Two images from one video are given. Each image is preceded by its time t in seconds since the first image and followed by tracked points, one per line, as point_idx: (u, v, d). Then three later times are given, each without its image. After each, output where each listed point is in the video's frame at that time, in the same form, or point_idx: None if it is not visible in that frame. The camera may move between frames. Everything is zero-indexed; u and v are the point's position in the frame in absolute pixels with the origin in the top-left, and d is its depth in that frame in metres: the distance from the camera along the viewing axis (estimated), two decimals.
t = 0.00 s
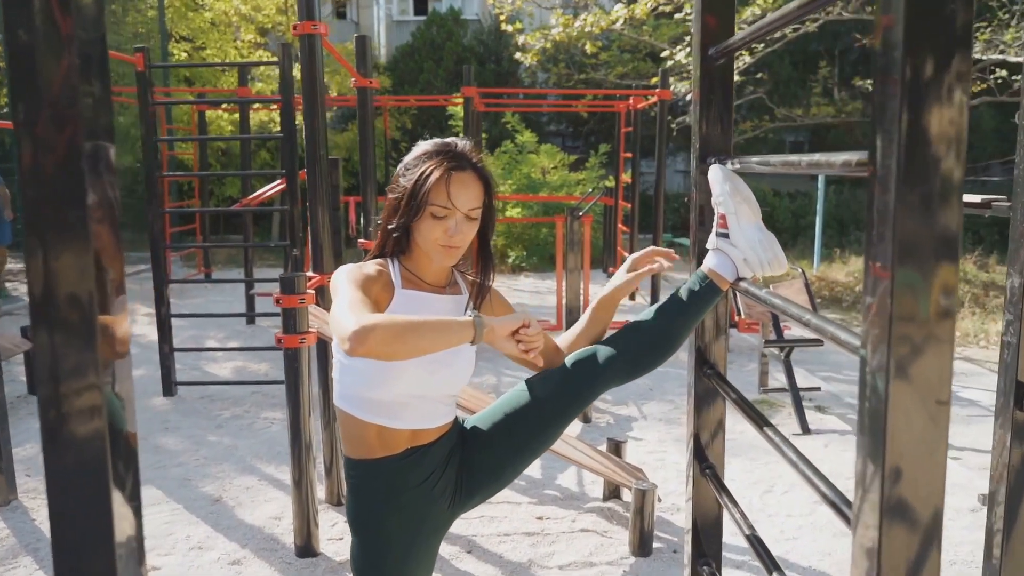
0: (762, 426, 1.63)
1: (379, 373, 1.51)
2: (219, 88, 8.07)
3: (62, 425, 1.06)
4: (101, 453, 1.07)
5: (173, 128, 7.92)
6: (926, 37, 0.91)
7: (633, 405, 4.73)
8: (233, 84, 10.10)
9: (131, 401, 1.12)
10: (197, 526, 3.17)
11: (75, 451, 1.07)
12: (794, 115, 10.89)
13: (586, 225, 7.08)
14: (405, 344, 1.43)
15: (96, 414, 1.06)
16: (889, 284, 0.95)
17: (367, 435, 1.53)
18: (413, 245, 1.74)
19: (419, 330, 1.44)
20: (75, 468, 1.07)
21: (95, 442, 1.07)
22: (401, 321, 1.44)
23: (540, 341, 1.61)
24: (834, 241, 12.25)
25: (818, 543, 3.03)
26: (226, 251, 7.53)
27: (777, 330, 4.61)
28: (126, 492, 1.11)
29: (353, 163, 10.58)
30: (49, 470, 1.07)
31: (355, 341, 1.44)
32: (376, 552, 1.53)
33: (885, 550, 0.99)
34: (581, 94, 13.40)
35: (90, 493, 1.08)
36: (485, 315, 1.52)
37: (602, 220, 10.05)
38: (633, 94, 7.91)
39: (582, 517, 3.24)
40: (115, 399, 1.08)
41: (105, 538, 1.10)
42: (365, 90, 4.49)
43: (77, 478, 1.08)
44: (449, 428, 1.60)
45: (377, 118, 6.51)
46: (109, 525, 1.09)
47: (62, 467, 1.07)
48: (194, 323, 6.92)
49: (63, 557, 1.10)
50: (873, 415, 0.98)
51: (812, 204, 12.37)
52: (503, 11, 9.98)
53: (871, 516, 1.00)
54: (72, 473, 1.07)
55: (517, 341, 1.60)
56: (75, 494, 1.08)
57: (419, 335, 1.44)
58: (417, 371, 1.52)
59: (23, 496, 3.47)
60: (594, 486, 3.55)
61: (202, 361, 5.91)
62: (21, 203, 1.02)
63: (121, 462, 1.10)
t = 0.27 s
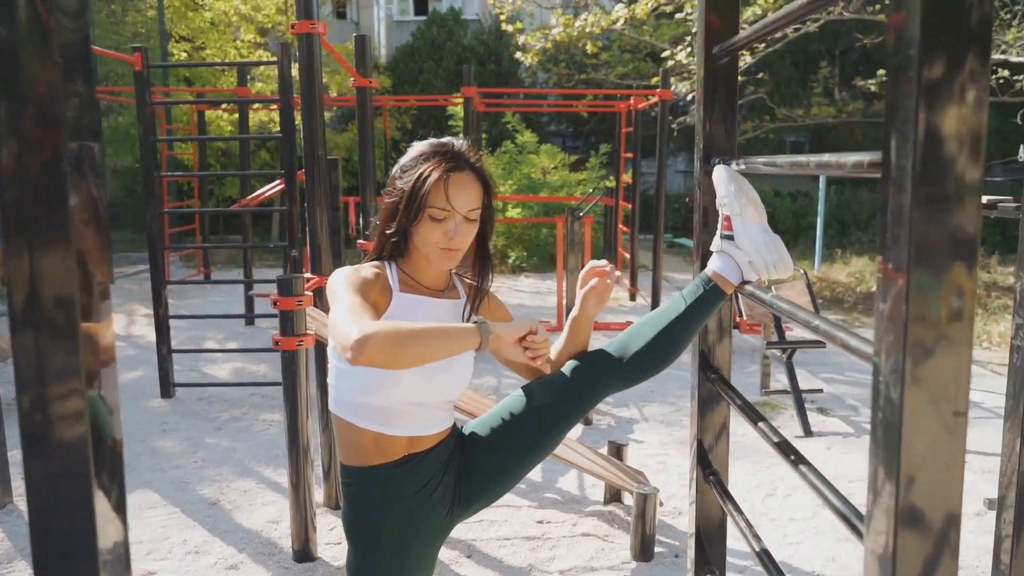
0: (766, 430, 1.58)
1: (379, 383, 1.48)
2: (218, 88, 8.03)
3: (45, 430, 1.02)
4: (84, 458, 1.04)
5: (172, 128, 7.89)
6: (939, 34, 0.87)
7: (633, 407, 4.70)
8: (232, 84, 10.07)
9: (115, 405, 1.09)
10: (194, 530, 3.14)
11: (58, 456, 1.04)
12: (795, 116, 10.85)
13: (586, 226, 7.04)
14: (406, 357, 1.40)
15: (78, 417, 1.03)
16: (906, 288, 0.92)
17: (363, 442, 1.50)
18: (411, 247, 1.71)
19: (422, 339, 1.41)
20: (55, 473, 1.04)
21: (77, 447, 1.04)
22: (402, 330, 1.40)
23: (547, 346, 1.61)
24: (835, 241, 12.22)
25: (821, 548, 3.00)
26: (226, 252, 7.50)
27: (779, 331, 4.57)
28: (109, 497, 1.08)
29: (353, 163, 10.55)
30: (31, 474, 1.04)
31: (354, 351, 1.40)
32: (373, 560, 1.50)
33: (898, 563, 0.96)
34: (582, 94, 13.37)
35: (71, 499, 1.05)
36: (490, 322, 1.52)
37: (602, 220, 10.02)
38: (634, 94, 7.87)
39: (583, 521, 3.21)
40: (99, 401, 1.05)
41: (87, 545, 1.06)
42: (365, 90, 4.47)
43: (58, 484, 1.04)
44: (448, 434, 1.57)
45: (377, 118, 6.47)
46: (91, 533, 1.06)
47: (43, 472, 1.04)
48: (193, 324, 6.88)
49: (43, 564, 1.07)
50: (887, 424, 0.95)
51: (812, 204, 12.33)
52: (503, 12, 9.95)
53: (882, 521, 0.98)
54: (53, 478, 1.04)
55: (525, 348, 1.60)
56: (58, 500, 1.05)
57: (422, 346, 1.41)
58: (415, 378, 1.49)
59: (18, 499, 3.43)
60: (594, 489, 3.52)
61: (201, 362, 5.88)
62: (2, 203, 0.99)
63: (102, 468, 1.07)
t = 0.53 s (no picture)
0: (772, 437, 1.53)
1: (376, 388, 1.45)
2: (217, 88, 7.99)
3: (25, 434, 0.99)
4: (66, 464, 1.01)
5: (171, 128, 7.86)
6: (955, 30, 0.84)
7: (634, 409, 4.67)
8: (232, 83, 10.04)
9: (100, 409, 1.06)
10: (191, 534, 3.10)
11: (37, 460, 1.00)
12: (796, 116, 10.81)
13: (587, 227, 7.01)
14: (412, 365, 1.36)
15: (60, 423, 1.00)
16: (924, 292, 0.88)
17: (359, 449, 1.47)
18: (409, 250, 1.68)
19: (430, 347, 1.37)
20: (36, 478, 1.00)
21: (57, 452, 1.00)
22: (409, 336, 1.36)
23: (555, 351, 1.62)
24: (836, 242, 12.18)
25: (825, 553, 2.97)
26: (225, 252, 7.47)
27: (781, 333, 4.54)
28: (94, 504, 1.05)
29: (353, 163, 10.52)
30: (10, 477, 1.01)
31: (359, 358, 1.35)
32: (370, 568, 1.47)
33: None
34: (582, 94, 13.33)
35: (51, 507, 1.02)
36: (497, 326, 1.49)
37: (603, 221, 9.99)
38: (635, 94, 7.83)
39: (583, 525, 3.18)
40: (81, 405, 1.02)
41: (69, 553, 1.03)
42: (364, 90, 4.44)
43: (39, 490, 1.01)
44: (446, 440, 1.55)
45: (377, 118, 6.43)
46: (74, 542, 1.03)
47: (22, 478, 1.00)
48: (192, 325, 6.85)
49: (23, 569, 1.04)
50: (903, 432, 0.92)
51: (813, 205, 12.30)
52: (504, 12, 9.92)
53: (893, 526, 0.95)
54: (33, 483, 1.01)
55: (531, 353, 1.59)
56: (40, 506, 1.01)
57: (429, 354, 1.37)
58: (414, 384, 1.46)
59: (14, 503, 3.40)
60: (595, 493, 3.48)
61: (199, 364, 5.84)
62: None
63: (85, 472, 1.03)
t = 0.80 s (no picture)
0: (778, 444, 1.50)
1: (375, 392, 1.44)
2: (217, 88, 7.96)
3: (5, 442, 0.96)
4: (44, 470, 0.97)
5: (171, 128, 7.84)
6: (970, 28, 0.81)
7: (636, 411, 4.63)
8: (231, 83, 10.01)
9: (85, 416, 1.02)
10: (189, 538, 3.07)
11: (16, 467, 0.96)
12: (797, 117, 10.79)
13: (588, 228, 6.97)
14: (425, 371, 1.34)
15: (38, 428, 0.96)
16: (941, 296, 0.85)
17: (352, 455, 1.47)
18: (405, 253, 1.65)
19: (442, 352, 1.36)
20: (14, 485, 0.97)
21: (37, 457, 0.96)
22: (420, 341, 1.34)
23: (565, 354, 1.53)
24: (836, 242, 12.15)
25: (828, 557, 2.94)
26: (224, 253, 7.44)
27: (783, 335, 4.52)
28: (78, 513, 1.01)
29: (354, 164, 10.49)
30: None
31: (371, 365, 1.33)
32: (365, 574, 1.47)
33: None
34: (582, 95, 13.32)
35: (32, 516, 0.98)
36: (506, 329, 1.47)
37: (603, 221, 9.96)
38: (636, 94, 7.81)
39: (584, 529, 3.14)
40: (63, 407, 0.99)
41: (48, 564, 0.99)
42: (363, 90, 4.40)
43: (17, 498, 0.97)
44: (444, 447, 1.53)
45: (376, 118, 6.40)
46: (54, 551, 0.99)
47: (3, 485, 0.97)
48: (191, 327, 6.81)
49: None
50: (919, 442, 0.89)
51: (814, 205, 12.26)
52: (504, 12, 9.90)
53: (906, 534, 0.93)
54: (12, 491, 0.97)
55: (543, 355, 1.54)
56: (24, 512, 0.98)
57: (442, 359, 1.35)
58: (411, 390, 1.45)
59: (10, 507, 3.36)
60: (595, 496, 3.45)
61: (198, 365, 5.81)
62: None
63: (67, 474, 0.99)
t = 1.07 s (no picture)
0: (783, 453, 1.48)
1: (374, 399, 1.43)
2: (217, 88, 7.93)
3: None
4: (21, 471, 1.01)
5: (170, 128, 7.81)
6: (991, 25, 0.78)
7: (636, 413, 4.60)
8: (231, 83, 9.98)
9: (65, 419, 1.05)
10: (186, 542, 3.05)
11: None
12: (798, 117, 10.75)
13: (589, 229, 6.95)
14: (438, 379, 1.33)
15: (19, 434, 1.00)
16: (959, 302, 0.82)
17: (348, 464, 1.46)
18: (402, 257, 1.62)
19: (453, 359, 1.34)
20: None
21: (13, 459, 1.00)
22: (431, 349, 1.32)
23: (576, 355, 1.49)
24: (838, 243, 12.11)
25: (831, 562, 2.91)
26: (223, 254, 7.41)
27: (785, 336, 4.48)
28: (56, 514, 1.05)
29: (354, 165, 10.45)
30: None
31: (383, 376, 1.30)
32: None
33: None
34: (583, 95, 13.28)
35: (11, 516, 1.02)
36: (513, 331, 1.44)
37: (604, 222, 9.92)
38: (636, 94, 7.78)
39: (585, 533, 3.12)
40: (44, 415, 1.02)
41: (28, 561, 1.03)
42: (362, 90, 4.37)
43: None
44: (441, 454, 1.52)
45: (376, 119, 6.37)
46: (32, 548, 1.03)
47: None
48: (190, 329, 6.78)
49: None
50: (935, 449, 0.86)
51: (816, 206, 12.22)
52: (505, 12, 9.86)
53: (919, 541, 0.90)
54: None
55: (551, 357, 1.49)
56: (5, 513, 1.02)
57: (453, 365, 1.34)
58: (409, 398, 1.43)
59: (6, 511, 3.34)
60: (596, 500, 3.43)
61: (197, 367, 5.78)
62: None
63: (49, 477, 1.04)
